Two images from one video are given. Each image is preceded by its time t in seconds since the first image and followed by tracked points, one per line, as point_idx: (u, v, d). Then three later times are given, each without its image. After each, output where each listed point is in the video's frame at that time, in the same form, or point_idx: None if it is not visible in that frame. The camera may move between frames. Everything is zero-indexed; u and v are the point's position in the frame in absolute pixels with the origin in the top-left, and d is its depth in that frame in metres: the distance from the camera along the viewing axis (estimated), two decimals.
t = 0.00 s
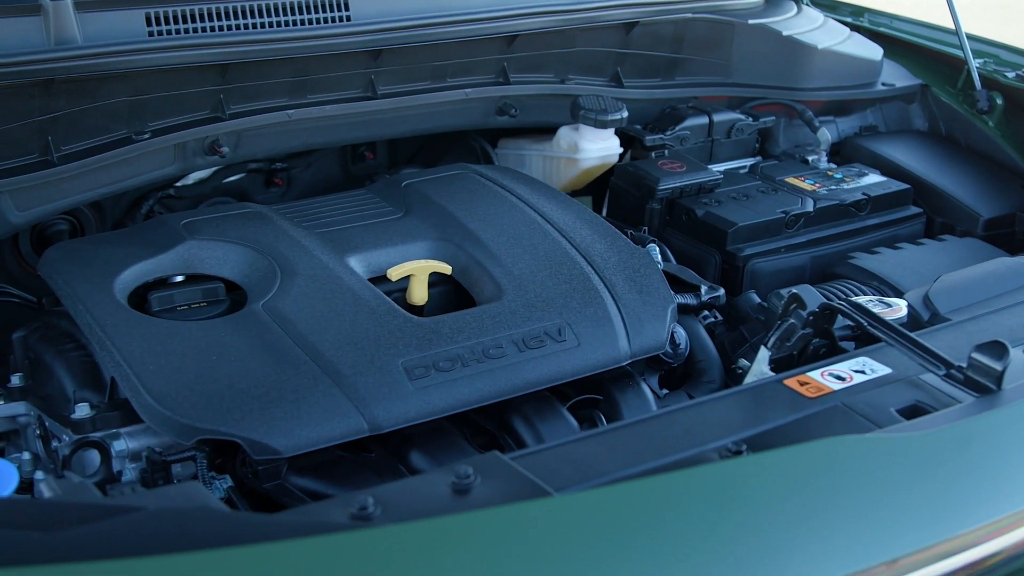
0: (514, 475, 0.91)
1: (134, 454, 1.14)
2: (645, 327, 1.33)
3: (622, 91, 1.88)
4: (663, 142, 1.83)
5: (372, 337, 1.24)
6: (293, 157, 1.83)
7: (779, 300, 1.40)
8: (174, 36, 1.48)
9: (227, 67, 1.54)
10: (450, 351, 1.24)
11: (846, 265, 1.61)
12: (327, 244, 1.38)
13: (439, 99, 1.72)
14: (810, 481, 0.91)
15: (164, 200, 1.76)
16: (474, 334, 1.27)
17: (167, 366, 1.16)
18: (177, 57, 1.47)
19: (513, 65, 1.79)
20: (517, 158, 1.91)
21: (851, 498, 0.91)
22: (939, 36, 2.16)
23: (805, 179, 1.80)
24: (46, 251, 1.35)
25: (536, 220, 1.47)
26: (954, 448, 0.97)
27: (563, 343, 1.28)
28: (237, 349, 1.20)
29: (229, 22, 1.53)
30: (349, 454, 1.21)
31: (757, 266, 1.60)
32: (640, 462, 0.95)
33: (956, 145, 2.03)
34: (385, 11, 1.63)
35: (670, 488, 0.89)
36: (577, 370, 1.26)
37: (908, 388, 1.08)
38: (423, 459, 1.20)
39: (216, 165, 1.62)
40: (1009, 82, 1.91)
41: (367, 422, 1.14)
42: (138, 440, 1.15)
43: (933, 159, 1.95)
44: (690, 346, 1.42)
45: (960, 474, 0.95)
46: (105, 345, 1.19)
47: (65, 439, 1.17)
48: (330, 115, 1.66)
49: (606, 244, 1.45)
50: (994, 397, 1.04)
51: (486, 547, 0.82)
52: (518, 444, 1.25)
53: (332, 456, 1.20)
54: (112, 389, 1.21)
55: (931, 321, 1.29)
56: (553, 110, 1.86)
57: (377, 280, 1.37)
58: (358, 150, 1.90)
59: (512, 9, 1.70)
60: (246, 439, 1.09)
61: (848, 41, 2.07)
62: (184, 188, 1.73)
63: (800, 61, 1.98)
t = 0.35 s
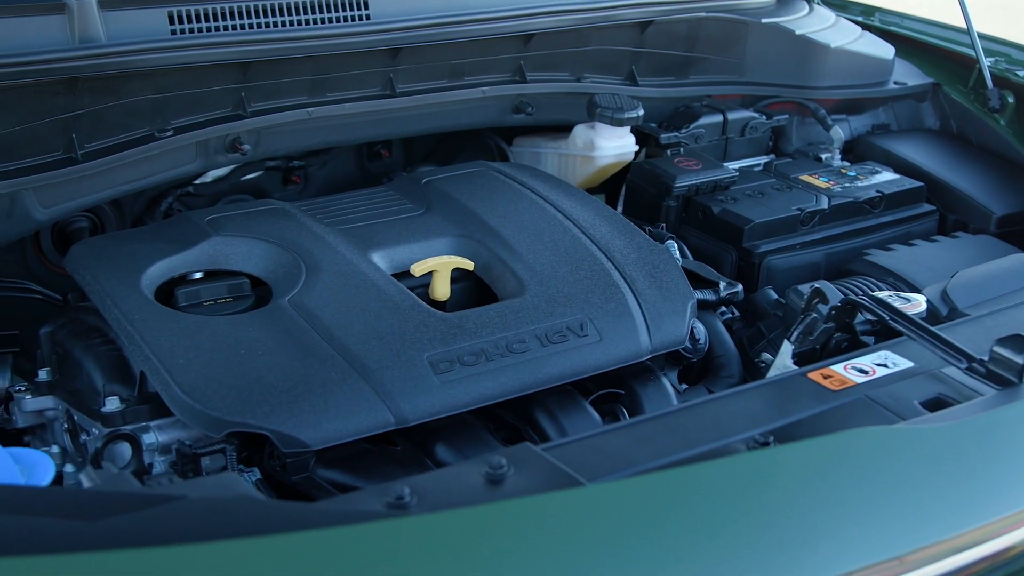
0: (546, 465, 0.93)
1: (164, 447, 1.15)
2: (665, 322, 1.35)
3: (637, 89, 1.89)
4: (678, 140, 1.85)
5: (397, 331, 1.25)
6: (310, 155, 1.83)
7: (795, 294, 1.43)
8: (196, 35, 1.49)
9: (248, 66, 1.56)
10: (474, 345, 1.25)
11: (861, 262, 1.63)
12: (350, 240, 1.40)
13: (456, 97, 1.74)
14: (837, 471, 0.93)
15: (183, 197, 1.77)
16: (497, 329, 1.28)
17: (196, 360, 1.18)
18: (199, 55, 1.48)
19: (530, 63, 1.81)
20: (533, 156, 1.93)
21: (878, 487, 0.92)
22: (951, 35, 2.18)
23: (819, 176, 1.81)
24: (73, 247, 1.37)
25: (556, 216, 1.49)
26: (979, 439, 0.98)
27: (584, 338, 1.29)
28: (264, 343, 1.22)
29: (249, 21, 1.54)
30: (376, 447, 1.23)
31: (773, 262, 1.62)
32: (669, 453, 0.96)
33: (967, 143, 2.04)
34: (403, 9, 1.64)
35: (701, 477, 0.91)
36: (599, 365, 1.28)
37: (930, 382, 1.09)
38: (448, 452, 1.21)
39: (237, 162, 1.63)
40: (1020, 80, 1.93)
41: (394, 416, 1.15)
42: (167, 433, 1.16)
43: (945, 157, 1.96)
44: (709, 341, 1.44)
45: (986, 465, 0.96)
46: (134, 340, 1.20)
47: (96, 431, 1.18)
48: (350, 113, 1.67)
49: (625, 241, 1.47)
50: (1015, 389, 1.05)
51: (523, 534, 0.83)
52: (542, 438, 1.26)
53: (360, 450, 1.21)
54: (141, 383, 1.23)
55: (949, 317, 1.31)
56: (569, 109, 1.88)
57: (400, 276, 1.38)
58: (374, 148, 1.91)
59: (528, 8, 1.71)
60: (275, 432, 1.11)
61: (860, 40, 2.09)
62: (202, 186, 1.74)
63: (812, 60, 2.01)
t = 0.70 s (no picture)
0: (575, 457, 0.94)
1: (190, 441, 1.17)
2: (683, 318, 1.36)
3: (650, 87, 1.91)
4: (692, 137, 1.87)
5: (419, 326, 1.26)
6: (325, 153, 1.84)
7: (812, 291, 1.46)
8: (217, 33, 1.51)
9: (268, 64, 1.57)
10: (496, 340, 1.26)
11: (875, 259, 1.64)
12: (372, 237, 1.41)
13: (472, 96, 1.75)
14: (863, 463, 0.94)
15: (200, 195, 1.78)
16: (518, 324, 1.29)
17: (222, 354, 1.19)
18: (220, 54, 1.49)
19: (545, 62, 1.82)
20: (547, 154, 1.96)
21: (902, 479, 0.93)
22: (961, 33, 2.20)
23: (832, 174, 1.82)
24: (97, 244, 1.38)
25: (573, 213, 1.50)
26: (1001, 431, 1.00)
27: (604, 333, 1.30)
28: (289, 338, 1.23)
29: (268, 19, 1.55)
30: (400, 441, 1.24)
31: (788, 259, 1.63)
32: (695, 445, 0.98)
33: (978, 141, 2.06)
34: (420, 8, 1.65)
35: (727, 468, 0.92)
36: (618, 360, 1.29)
37: (950, 375, 1.11)
38: (471, 446, 1.22)
39: (257, 160, 1.65)
40: None
41: (418, 409, 1.16)
42: (194, 427, 1.18)
43: (956, 155, 1.98)
44: (726, 337, 1.45)
45: (1009, 456, 0.97)
46: (160, 334, 1.21)
47: (122, 425, 1.20)
48: (367, 111, 1.69)
49: (643, 237, 1.48)
50: None
51: (554, 523, 0.85)
52: (563, 432, 1.28)
53: (384, 443, 1.23)
54: (167, 378, 1.24)
55: (966, 312, 1.33)
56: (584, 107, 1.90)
57: (421, 272, 1.40)
58: (388, 147, 1.91)
59: (544, 7, 1.72)
60: (301, 425, 1.12)
61: (871, 39, 2.11)
62: (219, 184, 1.74)
63: (824, 59, 2.04)
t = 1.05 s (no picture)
0: (601, 450, 0.96)
1: (213, 435, 1.19)
2: (699, 314, 1.37)
3: (661, 86, 1.93)
4: (704, 136, 1.91)
5: (439, 322, 1.27)
6: (339, 151, 1.85)
7: (828, 289, 1.48)
8: (235, 32, 1.52)
9: (285, 62, 1.58)
10: (514, 336, 1.27)
11: (887, 256, 1.65)
12: (390, 234, 1.43)
13: (487, 94, 1.77)
14: (885, 455, 0.95)
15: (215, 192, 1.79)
16: (537, 320, 1.30)
17: (245, 350, 1.20)
18: (237, 53, 1.50)
19: (558, 61, 1.84)
20: (559, 152, 1.98)
21: (924, 472, 0.94)
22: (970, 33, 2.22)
23: (843, 172, 1.84)
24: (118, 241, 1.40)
25: (589, 211, 1.52)
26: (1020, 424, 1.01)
27: (621, 329, 1.31)
28: (311, 333, 1.24)
29: (285, 18, 1.56)
30: (420, 436, 1.25)
31: (800, 257, 1.65)
32: (717, 439, 0.99)
33: (987, 139, 2.07)
34: (436, 7, 1.66)
35: (751, 460, 0.93)
36: (636, 356, 1.29)
37: (967, 370, 1.12)
38: (491, 440, 1.24)
39: (273, 157, 1.66)
40: None
41: (438, 404, 1.17)
42: (217, 422, 1.19)
43: (965, 153, 1.99)
44: (741, 333, 1.47)
45: None
46: (183, 330, 1.23)
47: (145, 421, 1.20)
48: (383, 109, 1.70)
49: (658, 235, 1.49)
50: None
51: (581, 512, 0.86)
52: (581, 427, 1.29)
53: (404, 438, 1.24)
54: (190, 373, 1.25)
55: (980, 307, 1.34)
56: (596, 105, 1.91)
57: (439, 269, 1.41)
58: (401, 145, 1.92)
59: (558, 7, 1.73)
60: (324, 420, 1.12)
61: (880, 38, 2.13)
62: (234, 181, 1.75)
63: (833, 57, 2.06)
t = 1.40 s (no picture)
0: (622, 444, 0.97)
1: (233, 430, 1.20)
2: (713, 310, 1.38)
3: (672, 85, 1.95)
4: (715, 134, 1.94)
5: (456, 318, 1.28)
6: (351, 150, 1.85)
7: (840, 287, 1.49)
8: (251, 30, 1.52)
9: (300, 61, 1.59)
10: (531, 332, 1.28)
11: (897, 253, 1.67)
12: (407, 231, 1.44)
13: (499, 92, 1.78)
14: (904, 449, 0.96)
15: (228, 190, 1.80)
16: (552, 317, 1.31)
17: (265, 346, 1.21)
18: (252, 51, 1.50)
19: (569, 59, 1.85)
20: (569, 150, 1.99)
21: (940, 467, 0.95)
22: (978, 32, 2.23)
23: (853, 171, 1.86)
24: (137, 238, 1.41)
25: (603, 208, 1.53)
26: None
27: (636, 326, 1.32)
28: (329, 329, 1.25)
29: (291, 18, 1.55)
30: (438, 431, 1.26)
31: (811, 254, 1.66)
32: (736, 433, 1.01)
33: (994, 137, 2.09)
34: (448, 6, 1.67)
35: (770, 454, 0.94)
36: (651, 352, 1.30)
37: (982, 365, 1.13)
38: (508, 435, 1.24)
39: (287, 156, 1.68)
40: None
41: (456, 400, 1.18)
42: (236, 417, 1.21)
43: (973, 151, 2.01)
44: (754, 329, 1.48)
45: None
46: (203, 326, 1.24)
47: (165, 415, 1.22)
48: (397, 107, 1.71)
49: (671, 232, 1.50)
50: None
51: (604, 504, 0.87)
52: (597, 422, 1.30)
53: (422, 433, 1.25)
54: (210, 368, 1.27)
55: (993, 304, 1.37)
56: (607, 104, 1.93)
57: (455, 266, 1.43)
58: (412, 144, 1.92)
59: (570, 6, 1.74)
60: (344, 415, 1.13)
61: (888, 37, 2.15)
62: (247, 180, 1.75)
63: (842, 56, 2.08)
